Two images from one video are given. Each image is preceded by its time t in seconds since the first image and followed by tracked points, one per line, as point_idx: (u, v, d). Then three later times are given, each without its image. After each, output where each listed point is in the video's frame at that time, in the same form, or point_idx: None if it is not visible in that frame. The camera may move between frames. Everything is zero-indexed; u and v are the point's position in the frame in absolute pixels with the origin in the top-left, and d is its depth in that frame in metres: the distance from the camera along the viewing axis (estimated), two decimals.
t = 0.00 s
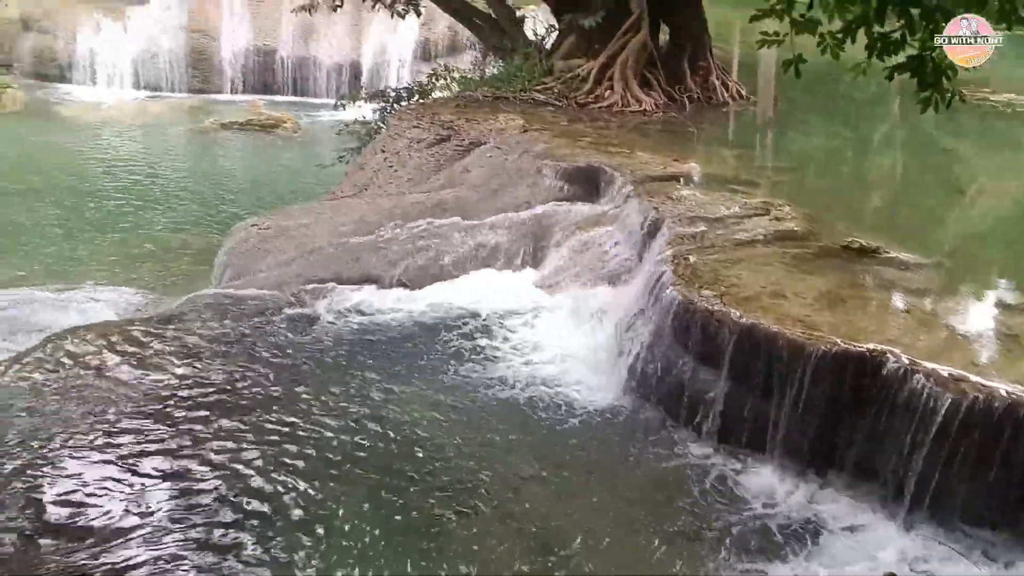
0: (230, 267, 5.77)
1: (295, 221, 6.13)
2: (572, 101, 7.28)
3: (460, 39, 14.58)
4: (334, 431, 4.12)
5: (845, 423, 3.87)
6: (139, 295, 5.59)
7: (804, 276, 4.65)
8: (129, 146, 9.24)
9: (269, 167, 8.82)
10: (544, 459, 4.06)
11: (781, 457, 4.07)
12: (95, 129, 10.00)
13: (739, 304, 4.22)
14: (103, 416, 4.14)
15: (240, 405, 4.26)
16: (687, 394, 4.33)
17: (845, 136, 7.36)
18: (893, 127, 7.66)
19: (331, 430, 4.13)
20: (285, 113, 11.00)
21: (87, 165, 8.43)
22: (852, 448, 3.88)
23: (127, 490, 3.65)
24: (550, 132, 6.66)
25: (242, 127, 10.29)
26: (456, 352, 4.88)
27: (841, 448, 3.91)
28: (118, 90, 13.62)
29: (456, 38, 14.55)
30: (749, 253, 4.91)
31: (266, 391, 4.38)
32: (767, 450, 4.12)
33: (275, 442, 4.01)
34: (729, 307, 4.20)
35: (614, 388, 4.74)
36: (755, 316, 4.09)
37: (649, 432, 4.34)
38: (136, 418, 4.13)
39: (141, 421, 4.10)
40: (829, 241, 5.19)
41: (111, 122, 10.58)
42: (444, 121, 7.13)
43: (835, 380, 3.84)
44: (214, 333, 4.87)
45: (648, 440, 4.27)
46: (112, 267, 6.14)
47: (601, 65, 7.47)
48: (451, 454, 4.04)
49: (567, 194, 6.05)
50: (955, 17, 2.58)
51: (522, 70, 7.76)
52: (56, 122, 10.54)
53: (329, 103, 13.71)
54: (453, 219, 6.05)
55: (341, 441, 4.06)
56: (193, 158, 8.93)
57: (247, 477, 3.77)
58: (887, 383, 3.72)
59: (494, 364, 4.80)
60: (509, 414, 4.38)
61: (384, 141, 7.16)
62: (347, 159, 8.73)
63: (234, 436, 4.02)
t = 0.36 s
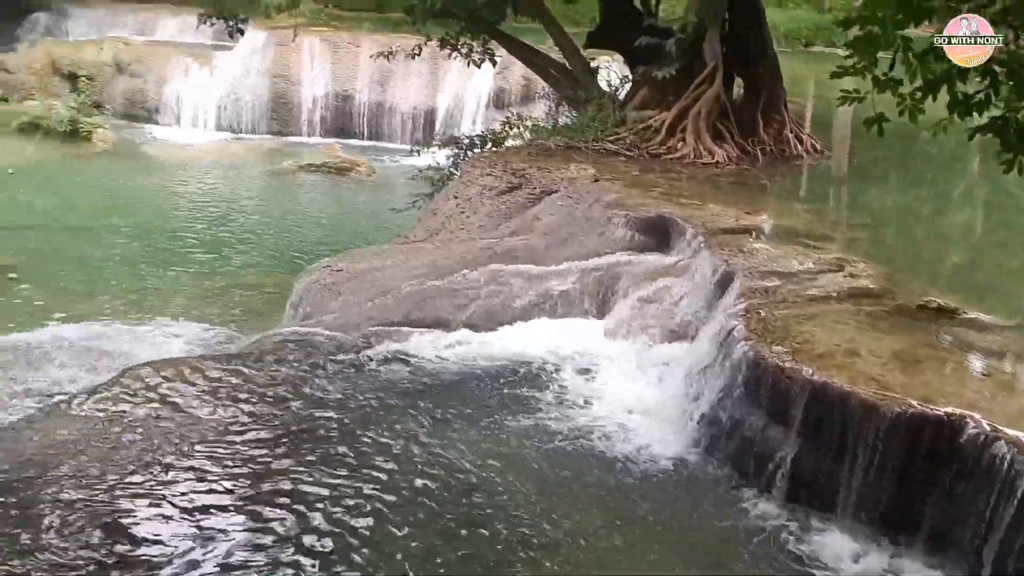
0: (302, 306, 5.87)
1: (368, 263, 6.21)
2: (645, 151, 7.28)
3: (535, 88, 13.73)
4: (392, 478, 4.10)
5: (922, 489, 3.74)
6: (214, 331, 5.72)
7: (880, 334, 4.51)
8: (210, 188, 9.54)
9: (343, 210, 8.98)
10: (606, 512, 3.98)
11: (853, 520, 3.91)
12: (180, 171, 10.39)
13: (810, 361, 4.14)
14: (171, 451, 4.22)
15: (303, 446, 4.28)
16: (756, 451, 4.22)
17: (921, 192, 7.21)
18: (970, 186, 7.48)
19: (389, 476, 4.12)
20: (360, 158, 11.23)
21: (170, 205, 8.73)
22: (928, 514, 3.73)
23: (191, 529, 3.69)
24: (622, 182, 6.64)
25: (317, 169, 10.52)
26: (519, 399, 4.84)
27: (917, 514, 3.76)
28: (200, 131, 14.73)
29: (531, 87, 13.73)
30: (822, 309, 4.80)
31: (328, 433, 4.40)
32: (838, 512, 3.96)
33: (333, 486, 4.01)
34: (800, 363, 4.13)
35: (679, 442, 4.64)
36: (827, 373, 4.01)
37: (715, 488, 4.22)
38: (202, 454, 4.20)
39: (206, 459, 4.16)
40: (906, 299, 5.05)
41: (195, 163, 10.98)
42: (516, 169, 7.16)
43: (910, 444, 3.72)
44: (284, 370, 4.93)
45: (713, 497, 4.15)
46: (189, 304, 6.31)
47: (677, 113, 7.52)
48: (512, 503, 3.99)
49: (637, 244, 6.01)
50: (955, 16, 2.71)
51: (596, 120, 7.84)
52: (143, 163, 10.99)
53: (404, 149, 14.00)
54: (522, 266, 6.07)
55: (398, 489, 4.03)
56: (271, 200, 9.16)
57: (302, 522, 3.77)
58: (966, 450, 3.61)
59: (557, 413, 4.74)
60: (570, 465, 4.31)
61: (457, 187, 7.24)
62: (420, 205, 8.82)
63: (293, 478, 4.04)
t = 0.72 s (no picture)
0: (368, 340, 5.95)
1: (433, 300, 6.25)
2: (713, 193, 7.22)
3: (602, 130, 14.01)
4: (449, 517, 4.08)
5: (1000, 545, 3.59)
6: (283, 364, 5.78)
7: (955, 385, 4.35)
8: (282, 223, 9.83)
9: (411, 247, 9.08)
10: (668, 560, 3.90)
11: None
12: (254, 207, 10.69)
13: (881, 409, 4.01)
14: (235, 481, 4.26)
15: (363, 482, 4.28)
16: (825, 501, 4.10)
17: (995, 238, 6.99)
18: None
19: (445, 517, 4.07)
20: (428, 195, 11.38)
21: (244, 240, 8.98)
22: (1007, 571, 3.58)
23: (245, 562, 3.70)
24: (688, 224, 6.60)
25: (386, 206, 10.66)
26: (580, 442, 4.78)
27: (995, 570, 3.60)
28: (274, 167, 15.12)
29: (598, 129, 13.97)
30: (894, 357, 4.66)
31: (389, 469, 4.39)
32: (911, 568, 3.82)
33: (390, 524, 3.98)
34: (870, 412, 3.99)
35: (745, 488, 4.54)
36: (899, 422, 3.87)
37: (783, 539, 4.12)
38: (264, 486, 4.23)
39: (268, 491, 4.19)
40: (982, 348, 4.87)
41: (269, 199, 11.30)
42: (583, 209, 7.11)
43: (988, 497, 3.56)
44: (349, 404, 4.96)
45: (781, 547, 4.04)
46: (260, 338, 6.44)
47: (744, 155, 7.42)
48: (569, 550, 3.92)
49: (703, 286, 5.95)
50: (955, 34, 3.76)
51: (663, 160, 7.77)
52: (220, 198, 11.37)
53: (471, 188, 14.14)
54: (587, 305, 6.05)
55: (455, 530, 3.99)
56: (341, 236, 9.33)
57: (358, 557, 3.75)
58: None
59: (619, 457, 4.67)
60: (631, 510, 4.25)
61: (522, 226, 7.25)
62: (485, 242, 8.85)
63: (350, 514, 4.02)
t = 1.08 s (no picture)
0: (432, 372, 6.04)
1: (498, 333, 6.29)
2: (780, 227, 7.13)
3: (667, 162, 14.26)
4: (503, 550, 4.00)
5: None
6: (347, 396, 5.91)
7: None
8: (348, 255, 10.08)
9: (474, 279, 9.25)
10: None
11: None
12: (322, 241, 10.88)
13: (958, 451, 3.81)
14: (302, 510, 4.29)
15: (421, 512, 4.26)
16: (900, 546, 3.87)
17: None
18: None
19: (501, 552, 4.00)
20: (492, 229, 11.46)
21: (312, 275, 9.14)
22: None
23: None
24: (756, 257, 6.54)
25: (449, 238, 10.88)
26: (644, 481, 4.70)
27: None
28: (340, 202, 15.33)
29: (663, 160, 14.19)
30: (972, 396, 4.44)
31: (448, 501, 4.36)
32: None
33: (450, 557, 3.92)
34: (947, 454, 3.79)
35: (818, 528, 4.40)
36: (976, 465, 3.68)
37: None
38: (323, 515, 4.24)
39: (331, 521, 4.19)
40: None
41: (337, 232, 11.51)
42: (647, 242, 7.17)
43: None
44: (415, 436, 4.96)
45: None
46: (328, 374, 6.48)
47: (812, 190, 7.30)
48: None
49: (772, 321, 5.91)
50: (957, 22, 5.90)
51: (729, 193, 7.68)
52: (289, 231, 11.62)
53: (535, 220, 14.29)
54: (652, 339, 5.99)
55: (516, 565, 3.91)
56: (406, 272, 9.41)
57: None
58: None
59: (684, 496, 4.58)
60: (694, 551, 4.14)
61: (585, 259, 7.28)
62: (547, 273, 8.94)
63: (406, 548, 3.96)
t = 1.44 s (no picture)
0: (489, 399, 6.09)
1: (553, 358, 6.30)
2: (840, 250, 7.02)
3: (723, 187, 14.20)
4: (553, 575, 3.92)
5: None
6: (403, 421, 6.02)
7: None
8: (405, 283, 10.32)
9: (529, 308, 9.45)
10: None
11: None
12: (378, 268, 11.11)
13: None
14: (366, 527, 4.23)
15: (474, 534, 4.21)
16: None
17: None
18: None
19: None
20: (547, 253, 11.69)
21: (369, 305, 9.33)
22: None
23: None
24: (813, 282, 6.48)
25: (505, 264, 11.19)
26: (704, 509, 4.58)
27: None
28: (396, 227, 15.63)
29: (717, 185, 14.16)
30: None
31: (501, 523, 4.31)
32: None
33: None
34: (1018, 484, 3.62)
35: (882, 561, 4.20)
36: None
37: None
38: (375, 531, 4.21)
39: (391, 534, 4.16)
40: None
41: (392, 259, 11.70)
42: (703, 266, 7.14)
43: None
44: (471, 458, 4.95)
45: None
46: (392, 400, 6.66)
47: (871, 213, 7.19)
48: None
49: (832, 348, 5.82)
50: (958, 22, 6.75)
51: (786, 218, 7.61)
52: (346, 257, 11.85)
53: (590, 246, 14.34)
54: (708, 365, 5.92)
55: None
56: (464, 302, 9.60)
57: None
58: None
59: (745, 524, 4.45)
60: None
61: (640, 284, 7.30)
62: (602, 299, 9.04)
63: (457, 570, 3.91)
